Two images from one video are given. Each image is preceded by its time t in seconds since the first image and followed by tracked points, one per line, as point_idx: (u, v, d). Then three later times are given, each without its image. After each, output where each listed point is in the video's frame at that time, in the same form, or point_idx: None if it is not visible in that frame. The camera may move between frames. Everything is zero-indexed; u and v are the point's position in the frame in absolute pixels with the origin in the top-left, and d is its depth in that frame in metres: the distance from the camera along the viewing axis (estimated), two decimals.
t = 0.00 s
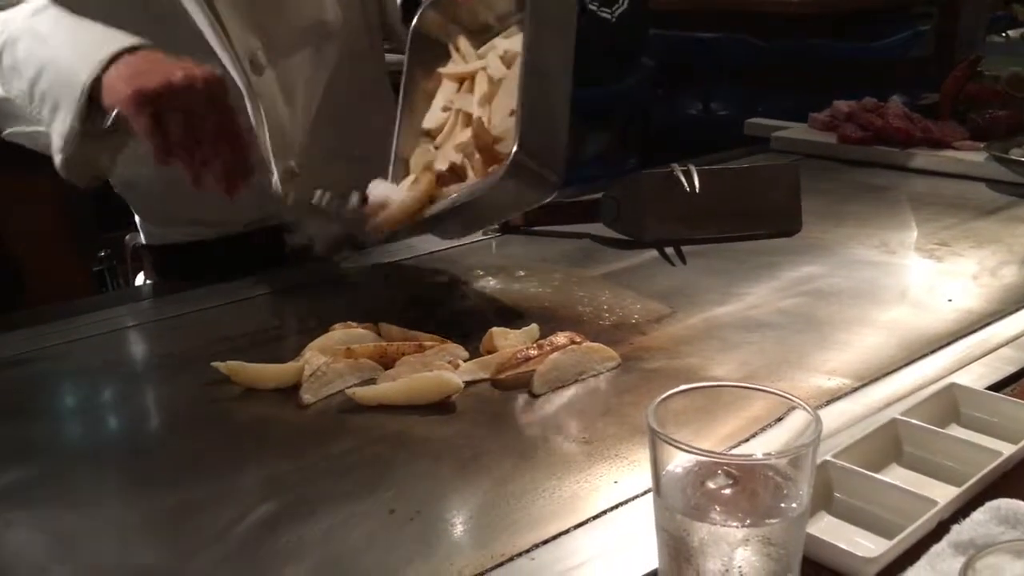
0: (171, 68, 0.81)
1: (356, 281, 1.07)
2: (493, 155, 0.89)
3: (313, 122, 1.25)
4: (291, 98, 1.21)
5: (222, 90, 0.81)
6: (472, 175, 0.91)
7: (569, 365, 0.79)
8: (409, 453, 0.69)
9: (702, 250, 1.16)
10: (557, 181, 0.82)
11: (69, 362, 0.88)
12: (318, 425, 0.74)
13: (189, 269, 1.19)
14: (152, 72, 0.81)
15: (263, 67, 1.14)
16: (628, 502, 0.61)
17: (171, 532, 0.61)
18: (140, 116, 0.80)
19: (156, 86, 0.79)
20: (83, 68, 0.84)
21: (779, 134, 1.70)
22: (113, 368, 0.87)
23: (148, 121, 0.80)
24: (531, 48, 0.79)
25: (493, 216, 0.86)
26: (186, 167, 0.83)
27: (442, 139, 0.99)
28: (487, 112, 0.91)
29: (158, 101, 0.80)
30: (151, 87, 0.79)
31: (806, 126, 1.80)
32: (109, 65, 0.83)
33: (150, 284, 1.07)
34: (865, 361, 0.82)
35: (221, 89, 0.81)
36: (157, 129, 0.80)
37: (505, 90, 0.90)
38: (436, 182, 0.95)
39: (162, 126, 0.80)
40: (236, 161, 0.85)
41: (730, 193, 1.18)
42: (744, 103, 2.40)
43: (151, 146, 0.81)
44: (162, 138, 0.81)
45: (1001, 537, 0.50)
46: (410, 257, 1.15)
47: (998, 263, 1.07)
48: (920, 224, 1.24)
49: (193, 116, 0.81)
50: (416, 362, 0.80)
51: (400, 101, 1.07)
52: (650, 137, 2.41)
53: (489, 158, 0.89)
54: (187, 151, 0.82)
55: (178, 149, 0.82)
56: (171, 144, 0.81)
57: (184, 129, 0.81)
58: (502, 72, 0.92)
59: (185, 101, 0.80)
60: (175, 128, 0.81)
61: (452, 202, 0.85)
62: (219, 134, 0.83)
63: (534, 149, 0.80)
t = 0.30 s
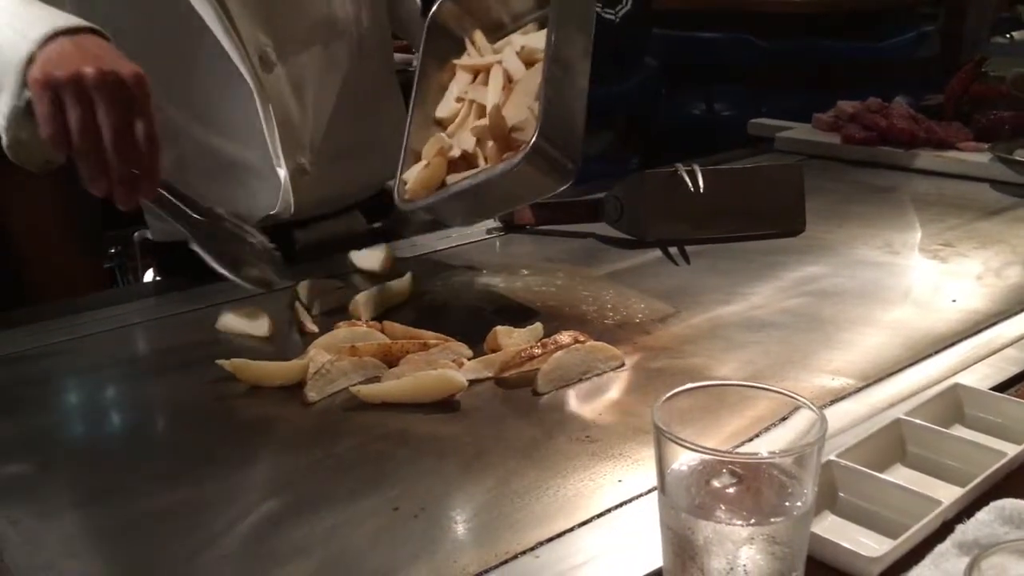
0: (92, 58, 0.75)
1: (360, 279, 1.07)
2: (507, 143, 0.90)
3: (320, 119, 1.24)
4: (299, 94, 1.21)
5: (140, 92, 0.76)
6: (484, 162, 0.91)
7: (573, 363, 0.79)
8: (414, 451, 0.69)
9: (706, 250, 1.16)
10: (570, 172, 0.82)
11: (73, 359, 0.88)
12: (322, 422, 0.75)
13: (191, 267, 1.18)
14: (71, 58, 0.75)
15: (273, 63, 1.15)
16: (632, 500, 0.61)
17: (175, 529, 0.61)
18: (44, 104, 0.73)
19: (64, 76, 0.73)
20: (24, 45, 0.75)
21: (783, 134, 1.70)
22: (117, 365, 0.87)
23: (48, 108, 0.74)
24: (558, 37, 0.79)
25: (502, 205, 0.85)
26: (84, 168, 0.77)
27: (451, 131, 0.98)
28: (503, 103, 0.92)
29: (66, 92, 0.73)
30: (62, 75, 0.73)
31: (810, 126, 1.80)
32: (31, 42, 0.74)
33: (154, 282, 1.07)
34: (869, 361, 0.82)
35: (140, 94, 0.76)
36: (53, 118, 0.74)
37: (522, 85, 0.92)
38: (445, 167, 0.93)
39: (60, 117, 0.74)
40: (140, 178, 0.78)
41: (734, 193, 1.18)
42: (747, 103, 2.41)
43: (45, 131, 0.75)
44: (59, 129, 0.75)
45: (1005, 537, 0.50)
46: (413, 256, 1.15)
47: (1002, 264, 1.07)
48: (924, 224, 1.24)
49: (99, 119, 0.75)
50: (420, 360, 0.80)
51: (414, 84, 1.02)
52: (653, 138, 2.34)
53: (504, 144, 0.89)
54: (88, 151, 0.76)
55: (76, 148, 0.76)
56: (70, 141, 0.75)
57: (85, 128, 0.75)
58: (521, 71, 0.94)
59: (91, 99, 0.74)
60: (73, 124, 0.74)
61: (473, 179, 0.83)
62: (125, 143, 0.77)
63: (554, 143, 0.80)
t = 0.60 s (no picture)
0: (81, 60, 0.78)
1: (364, 280, 1.07)
2: (508, 120, 0.89)
3: (327, 119, 1.25)
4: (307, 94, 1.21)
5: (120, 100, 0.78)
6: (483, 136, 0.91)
7: (577, 365, 0.79)
8: (419, 451, 0.69)
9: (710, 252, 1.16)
10: (571, 150, 0.85)
11: (76, 360, 0.88)
12: (326, 421, 0.75)
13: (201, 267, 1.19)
14: (62, 58, 0.78)
15: (285, 62, 1.16)
16: (635, 502, 0.61)
17: (180, 529, 0.61)
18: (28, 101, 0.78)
19: (47, 77, 0.77)
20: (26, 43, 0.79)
21: (786, 137, 1.70)
22: (121, 366, 0.87)
23: (29, 105, 0.78)
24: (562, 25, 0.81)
25: (502, 176, 0.89)
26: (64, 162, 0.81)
27: (456, 109, 0.99)
28: (506, 82, 0.92)
29: (47, 92, 0.77)
30: (44, 74, 0.77)
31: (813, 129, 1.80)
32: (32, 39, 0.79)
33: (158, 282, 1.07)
34: (873, 363, 0.82)
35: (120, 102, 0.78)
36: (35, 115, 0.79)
37: (526, 65, 0.92)
38: (445, 140, 0.94)
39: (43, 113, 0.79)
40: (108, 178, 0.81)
41: (734, 195, 1.16)
42: (751, 105, 2.37)
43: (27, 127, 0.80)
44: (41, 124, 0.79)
45: (1010, 540, 0.50)
46: (417, 257, 1.15)
47: (1006, 267, 1.07)
48: (927, 227, 1.24)
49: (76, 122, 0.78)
50: (424, 361, 0.80)
51: (418, 68, 1.03)
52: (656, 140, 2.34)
53: (504, 119, 0.89)
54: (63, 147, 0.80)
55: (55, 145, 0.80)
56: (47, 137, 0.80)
57: (61, 127, 0.78)
58: (525, 53, 0.94)
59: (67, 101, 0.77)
60: (53, 123, 0.78)
61: (467, 150, 0.86)
62: (98, 144, 0.79)
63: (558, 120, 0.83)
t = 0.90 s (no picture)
0: (175, 105, 0.75)
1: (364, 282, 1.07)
2: (500, 108, 0.91)
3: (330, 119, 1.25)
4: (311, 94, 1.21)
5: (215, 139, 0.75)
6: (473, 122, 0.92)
7: (577, 366, 0.79)
8: (420, 452, 0.70)
9: (709, 254, 1.16)
10: (561, 142, 0.88)
11: (78, 360, 0.88)
12: (328, 422, 0.75)
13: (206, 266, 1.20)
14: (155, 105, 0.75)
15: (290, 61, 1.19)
16: (636, 503, 0.61)
17: (183, 529, 0.61)
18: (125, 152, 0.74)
19: (145, 125, 0.73)
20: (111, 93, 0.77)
21: (786, 140, 1.71)
22: (122, 367, 0.87)
23: (129, 156, 0.75)
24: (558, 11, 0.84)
25: (492, 165, 0.89)
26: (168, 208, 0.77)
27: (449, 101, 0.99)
28: (500, 74, 0.94)
29: (146, 140, 0.74)
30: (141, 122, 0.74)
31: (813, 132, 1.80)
32: (116, 89, 0.77)
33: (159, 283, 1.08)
34: (873, 366, 0.82)
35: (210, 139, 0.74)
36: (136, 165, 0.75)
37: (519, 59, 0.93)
38: (437, 128, 0.95)
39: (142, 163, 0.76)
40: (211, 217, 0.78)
41: (739, 199, 1.17)
42: (750, 106, 2.38)
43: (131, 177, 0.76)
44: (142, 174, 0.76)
45: (1011, 541, 0.50)
46: (418, 259, 1.15)
47: (1006, 271, 1.07)
48: (927, 231, 1.24)
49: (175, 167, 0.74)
50: (425, 362, 0.80)
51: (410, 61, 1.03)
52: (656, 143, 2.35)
53: (495, 108, 0.91)
54: (166, 196, 0.76)
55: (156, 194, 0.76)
56: (151, 186, 0.76)
57: (162, 175, 0.75)
58: (519, 48, 0.95)
59: (166, 147, 0.74)
60: (154, 171, 0.75)
61: (458, 135, 0.87)
62: (200, 184, 0.76)
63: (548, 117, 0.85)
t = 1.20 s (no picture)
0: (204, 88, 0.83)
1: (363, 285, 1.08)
2: (497, 115, 0.92)
3: (330, 121, 1.25)
4: (313, 96, 1.22)
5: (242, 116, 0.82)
6: (472, 127, 0.93)
7: (575, 370, 0.79)
8: (419, 455, 0.70)
9: (707, 259, 1.17)
10: (559, 147, 0.87)
11: (77, 363, 0.89)
12: (328, 424, 0.75)
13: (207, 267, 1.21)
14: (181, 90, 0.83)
15: (296, 64, 1.16)
16: (633, 506, 0.62)
17: (183, 530, 0.62)
18: (156, 131, 0.82)
19: (174, 103, 0.81)
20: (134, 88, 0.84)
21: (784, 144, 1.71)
22: (121, 369, 0.87)
23: (160, 136, 0.82)
24: (557, 10, 0.81)
25: (491, 169, 0.90)
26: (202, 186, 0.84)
27: (448, 105, 1.00)
28: (498, 79, 0.94)
29: (176, 117, 0.81)
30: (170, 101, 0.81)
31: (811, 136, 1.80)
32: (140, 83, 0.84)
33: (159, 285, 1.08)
34: (870, 370, 0.82)
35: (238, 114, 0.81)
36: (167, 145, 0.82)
37: (517, 64, 0.93)
38: (436, 133, 0.96)
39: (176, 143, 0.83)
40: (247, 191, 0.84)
41: (737, 203, 1.17)
42: (749, 110, 2.42)
43: (161, 159, 0.83)
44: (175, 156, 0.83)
45: (1006, 544, 0.51)
46: (416, 262, 1.15)
47: (1002, 275, 1.07)
48: (924, 236, 1.24)
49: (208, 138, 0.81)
50: (423, 365, 0.81)
51: (409, 65, 1.04)
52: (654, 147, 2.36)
53: (493, 114, 0.92)
54: (199, 172, 0.83)
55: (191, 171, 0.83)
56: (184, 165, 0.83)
57: (195, 150, 0.82)
58: (517, 54, 0.95)
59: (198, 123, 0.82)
60: (186, 147, 0.82)
61: (458, 140, 0.87)
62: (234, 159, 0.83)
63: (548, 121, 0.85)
